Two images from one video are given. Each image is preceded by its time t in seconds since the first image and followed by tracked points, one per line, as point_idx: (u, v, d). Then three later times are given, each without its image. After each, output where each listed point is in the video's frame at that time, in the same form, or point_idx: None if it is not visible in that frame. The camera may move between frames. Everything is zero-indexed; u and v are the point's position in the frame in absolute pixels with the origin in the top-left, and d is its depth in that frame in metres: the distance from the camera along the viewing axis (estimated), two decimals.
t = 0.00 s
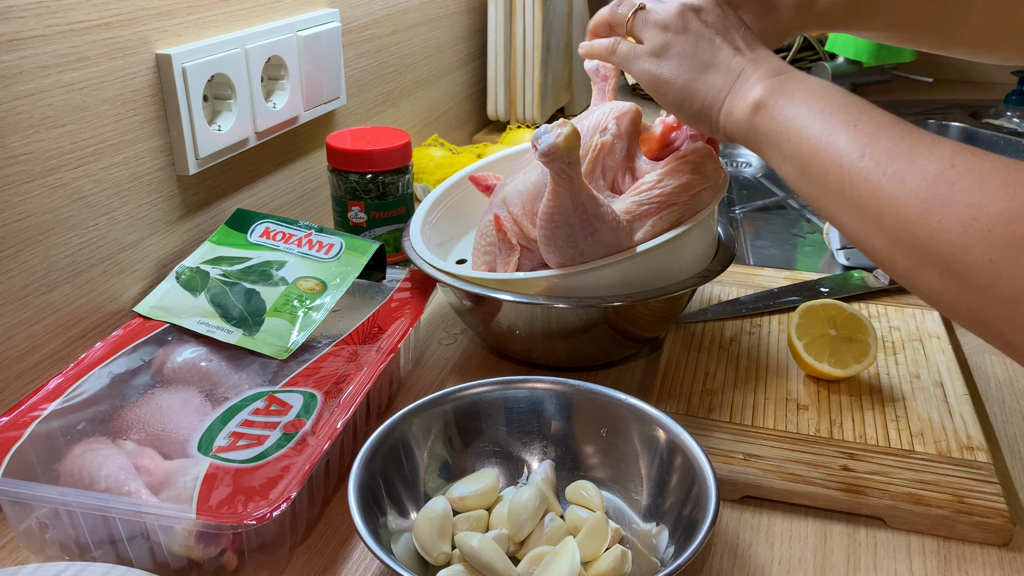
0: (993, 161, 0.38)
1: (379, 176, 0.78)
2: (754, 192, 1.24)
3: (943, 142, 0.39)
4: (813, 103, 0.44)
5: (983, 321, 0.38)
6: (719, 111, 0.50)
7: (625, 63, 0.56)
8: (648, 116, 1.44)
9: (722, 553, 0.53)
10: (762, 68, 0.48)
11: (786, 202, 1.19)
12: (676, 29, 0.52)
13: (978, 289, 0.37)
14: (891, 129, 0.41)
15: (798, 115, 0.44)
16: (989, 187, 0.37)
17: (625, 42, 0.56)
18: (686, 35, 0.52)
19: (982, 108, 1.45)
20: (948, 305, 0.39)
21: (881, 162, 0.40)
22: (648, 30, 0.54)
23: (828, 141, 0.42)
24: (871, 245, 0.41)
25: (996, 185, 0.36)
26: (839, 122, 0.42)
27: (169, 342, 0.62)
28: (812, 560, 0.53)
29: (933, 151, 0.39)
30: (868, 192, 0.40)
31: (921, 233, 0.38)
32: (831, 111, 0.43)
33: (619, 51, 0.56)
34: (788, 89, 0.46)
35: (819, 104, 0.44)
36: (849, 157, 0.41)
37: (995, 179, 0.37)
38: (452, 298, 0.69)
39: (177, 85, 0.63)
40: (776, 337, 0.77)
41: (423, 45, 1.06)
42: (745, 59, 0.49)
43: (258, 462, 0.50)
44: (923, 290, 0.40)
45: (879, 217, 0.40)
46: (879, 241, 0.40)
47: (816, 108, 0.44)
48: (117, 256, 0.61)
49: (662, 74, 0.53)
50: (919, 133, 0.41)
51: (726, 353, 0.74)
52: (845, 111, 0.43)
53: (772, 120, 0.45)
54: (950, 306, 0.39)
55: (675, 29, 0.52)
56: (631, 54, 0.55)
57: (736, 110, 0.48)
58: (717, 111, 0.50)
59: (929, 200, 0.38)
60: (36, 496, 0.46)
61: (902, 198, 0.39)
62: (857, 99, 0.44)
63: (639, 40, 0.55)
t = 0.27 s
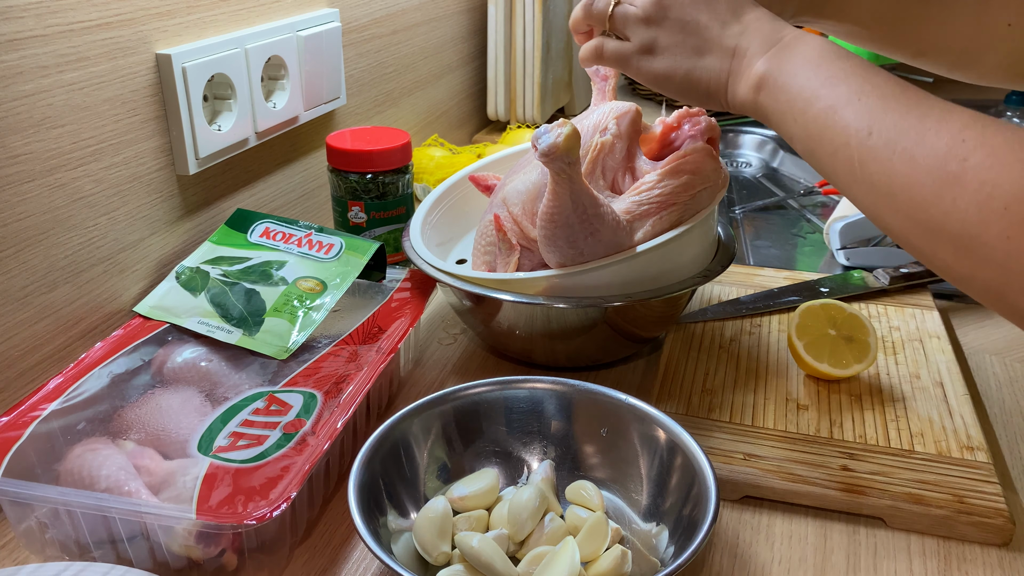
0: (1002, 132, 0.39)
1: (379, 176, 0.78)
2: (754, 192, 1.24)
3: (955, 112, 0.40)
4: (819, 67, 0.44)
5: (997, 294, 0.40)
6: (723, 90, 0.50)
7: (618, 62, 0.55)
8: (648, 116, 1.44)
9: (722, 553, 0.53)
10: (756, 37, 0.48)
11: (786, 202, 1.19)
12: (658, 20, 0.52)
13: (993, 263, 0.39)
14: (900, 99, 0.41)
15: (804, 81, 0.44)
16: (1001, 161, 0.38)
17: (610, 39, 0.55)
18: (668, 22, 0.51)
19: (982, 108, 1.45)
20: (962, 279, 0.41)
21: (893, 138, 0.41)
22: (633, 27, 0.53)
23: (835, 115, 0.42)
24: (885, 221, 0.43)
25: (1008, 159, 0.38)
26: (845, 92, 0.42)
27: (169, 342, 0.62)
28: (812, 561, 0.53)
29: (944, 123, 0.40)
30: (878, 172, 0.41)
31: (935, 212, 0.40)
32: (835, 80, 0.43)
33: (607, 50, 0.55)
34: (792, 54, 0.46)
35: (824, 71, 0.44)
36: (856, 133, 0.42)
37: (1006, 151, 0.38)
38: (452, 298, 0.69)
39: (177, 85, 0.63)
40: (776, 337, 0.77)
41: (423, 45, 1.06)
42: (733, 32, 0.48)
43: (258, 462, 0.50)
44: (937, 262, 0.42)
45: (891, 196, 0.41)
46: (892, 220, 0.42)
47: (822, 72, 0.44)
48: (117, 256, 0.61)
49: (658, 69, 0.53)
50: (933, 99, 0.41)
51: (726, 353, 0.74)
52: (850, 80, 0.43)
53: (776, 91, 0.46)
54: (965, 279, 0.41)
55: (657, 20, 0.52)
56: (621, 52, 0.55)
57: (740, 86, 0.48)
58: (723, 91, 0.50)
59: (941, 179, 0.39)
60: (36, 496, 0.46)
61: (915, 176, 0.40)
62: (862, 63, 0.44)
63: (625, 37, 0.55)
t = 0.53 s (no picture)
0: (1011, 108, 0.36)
1: (379, 176, 0.78)
2: (754, 192, 1.25)
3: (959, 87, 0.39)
4: (820, 44, 0.43)
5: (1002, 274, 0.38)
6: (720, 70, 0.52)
7: (619, 57, 0.60)
8: (648, 116, 1.44)
9: (722, 553, 0.53)
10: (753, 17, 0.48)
11: (786, 202, 1.20)
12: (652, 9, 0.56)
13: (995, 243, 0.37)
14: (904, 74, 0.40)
15: (801, 63, 0.43)
16: (1006, 137, 0.36)
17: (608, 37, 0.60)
18: (663, 14, 0.55)
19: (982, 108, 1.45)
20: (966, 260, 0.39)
21: (895, 116, 0.39)
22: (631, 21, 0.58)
23: (820, 86, 0.42)
24: (887, 199, 0.41)
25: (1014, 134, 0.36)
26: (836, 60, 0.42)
27: (169, 342, 0.62)
28: (812, 561, 0.53)
29: (948, 99, 0.38)
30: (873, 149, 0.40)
31: (938, 189, 0.38)
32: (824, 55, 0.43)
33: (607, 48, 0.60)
34: (792, 31, 0.45)
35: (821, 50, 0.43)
36: (844, 110, 0.41)
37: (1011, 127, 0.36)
38: (452, 298, 0.69)
39: (177, 86, 0.63)
40: (776, 337, 0.77)
41: (423, 45, 1.06)
42: (733, 13, 0.50)
43: (258, 462, 0.50)
44: (940, 243, 0.40)
45: (894, 173, 0.39)
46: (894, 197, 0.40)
47: (821, 51, 0.43)
48: (117, 256, 0.61)
49: (659, 61, 0.56)
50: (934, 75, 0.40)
51: (726, 353, 0.74)
52: (849, 56, 0.41)
53: (779, 70, 0.45)
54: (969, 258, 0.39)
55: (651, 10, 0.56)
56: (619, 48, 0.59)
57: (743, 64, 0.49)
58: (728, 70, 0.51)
59: (943, 154, 0.37)
60: (37, 496, 0.46)
61: (916, 153, 0.38)
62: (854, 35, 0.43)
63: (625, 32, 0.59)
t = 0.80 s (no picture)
0: None
1: (379, 176, 0.78)
2: (754, 192, 1.25)
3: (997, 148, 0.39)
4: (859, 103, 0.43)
5: None
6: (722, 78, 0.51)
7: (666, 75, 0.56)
8: (648, 116, 1.44)
9: (722, 553, 0.53)
10: (801, 75, 0.47)
11: (786, 202, 1.20)
12: (721, 29, 0.51)
13: None
14: (949, 137, 0.40)
15: (838, 122, 0.44)
16: None
17: (665, 56, 0.56)
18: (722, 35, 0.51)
19: (982, 108, 1.45)
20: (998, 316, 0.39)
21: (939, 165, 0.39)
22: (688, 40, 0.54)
23: (847, 138, 0.43)
24: (922, 250, 0.40)
25: None
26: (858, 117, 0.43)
27: (168, 342, 0.62)
28: (812, 560, 0.53)
29: (992, 157, 0.38)
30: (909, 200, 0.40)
31: (978, 236, 0.38)
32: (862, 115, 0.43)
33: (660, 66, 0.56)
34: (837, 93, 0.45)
35: (854, 110, 0.43)
36: (872, 157, 0.42)
37: None
38: (452, 298, 0.69)
39: (177, 86, 0.63)
40: (776, 337, 0.77)
41: (423, 45, 1.06)
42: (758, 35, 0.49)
43: (258, 462, 0.50)
44: (973, 295, 0.39)
45: (932, 221, 0.39)
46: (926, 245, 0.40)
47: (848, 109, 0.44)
48: (117, 256, 0.61)
49: (701, 77, 0.52)
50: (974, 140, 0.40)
51: (726, 353, 0.74)
52: (894, 120, 0.42)
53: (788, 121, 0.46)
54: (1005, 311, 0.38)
55: (718, 30, 0.51)
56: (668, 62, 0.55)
57: (778, 112, 0.47)
58: (758, 111, 0.49)
59: (990, 204, 0.37)
60: (36, 496, 0.46)
61: (962, 203, 0.38)
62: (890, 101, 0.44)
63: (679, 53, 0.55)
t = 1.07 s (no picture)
0: None
1: (379, 176, 0.78)
2: (754, 192, 1.24)
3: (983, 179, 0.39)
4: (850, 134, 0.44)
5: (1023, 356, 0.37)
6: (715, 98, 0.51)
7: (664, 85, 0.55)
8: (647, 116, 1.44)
9: (722, 553, 0.53)
10: (792, 104, 0.47)
11: (786, 202, 1.19)
12: (724, 51, 0.51)
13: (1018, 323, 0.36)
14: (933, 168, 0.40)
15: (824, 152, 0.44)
16: None
17: (664, 67, 0.56)
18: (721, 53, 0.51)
19: (982, 108, 1.45)
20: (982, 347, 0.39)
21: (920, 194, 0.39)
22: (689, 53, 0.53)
23: (832, 168, 0.43)
24: (906, 280, 0.40)
25: None
26: (843, 148, 0.43)
27: (168, 342, 0.62)
28: (812, 560, 0.53)
29: (976, 188, 0.38)
30: (893, 229, 0.40)
31: (961, 265, 0.37)
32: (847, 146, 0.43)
33: (658, 74, 0.56)
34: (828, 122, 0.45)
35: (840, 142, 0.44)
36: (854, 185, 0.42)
37: None
38: (452, 298, 0.69)
39: (177, 86, 0.63)
40: (776, 337, 0.77)
41: (423, 45, 1.06)
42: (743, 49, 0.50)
43: (258, 462, 0.50)
44: (959, 326, 0.39)
45: (916, 249, 0.39)
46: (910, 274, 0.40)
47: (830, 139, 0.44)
48: (117, 256, 0.61)
49: (697, 95, 0.52)
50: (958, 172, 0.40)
51: (726, 353, 0.74)
52: (880, 152, 0.42)
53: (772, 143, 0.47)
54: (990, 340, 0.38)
55: (722, 52, 0.51)
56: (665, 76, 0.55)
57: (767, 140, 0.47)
58: (748, 137, 0.49)
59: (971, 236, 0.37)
60: (37, 495, 0.46)
61: (944, 231, 0.38)
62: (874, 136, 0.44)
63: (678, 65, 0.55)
